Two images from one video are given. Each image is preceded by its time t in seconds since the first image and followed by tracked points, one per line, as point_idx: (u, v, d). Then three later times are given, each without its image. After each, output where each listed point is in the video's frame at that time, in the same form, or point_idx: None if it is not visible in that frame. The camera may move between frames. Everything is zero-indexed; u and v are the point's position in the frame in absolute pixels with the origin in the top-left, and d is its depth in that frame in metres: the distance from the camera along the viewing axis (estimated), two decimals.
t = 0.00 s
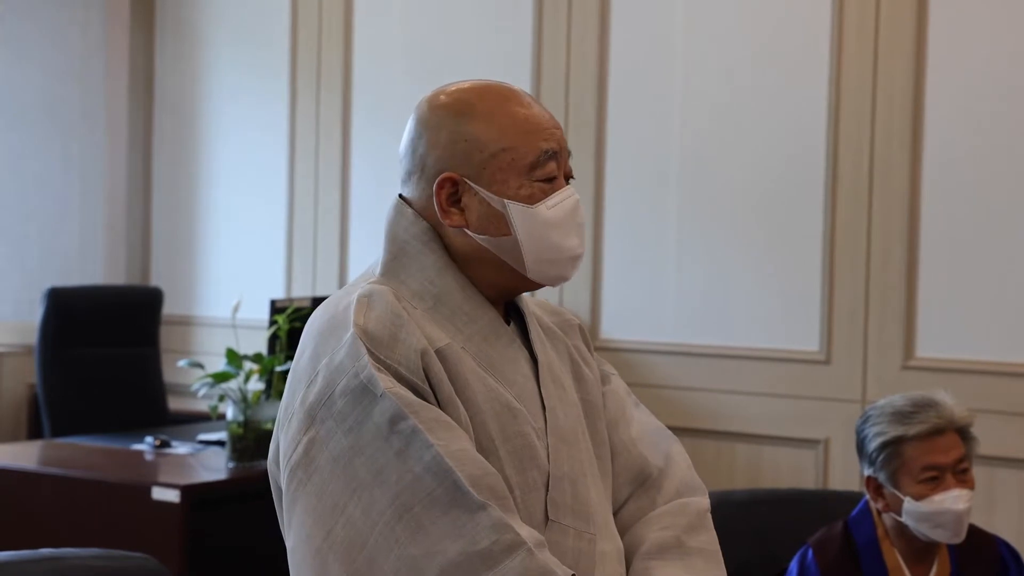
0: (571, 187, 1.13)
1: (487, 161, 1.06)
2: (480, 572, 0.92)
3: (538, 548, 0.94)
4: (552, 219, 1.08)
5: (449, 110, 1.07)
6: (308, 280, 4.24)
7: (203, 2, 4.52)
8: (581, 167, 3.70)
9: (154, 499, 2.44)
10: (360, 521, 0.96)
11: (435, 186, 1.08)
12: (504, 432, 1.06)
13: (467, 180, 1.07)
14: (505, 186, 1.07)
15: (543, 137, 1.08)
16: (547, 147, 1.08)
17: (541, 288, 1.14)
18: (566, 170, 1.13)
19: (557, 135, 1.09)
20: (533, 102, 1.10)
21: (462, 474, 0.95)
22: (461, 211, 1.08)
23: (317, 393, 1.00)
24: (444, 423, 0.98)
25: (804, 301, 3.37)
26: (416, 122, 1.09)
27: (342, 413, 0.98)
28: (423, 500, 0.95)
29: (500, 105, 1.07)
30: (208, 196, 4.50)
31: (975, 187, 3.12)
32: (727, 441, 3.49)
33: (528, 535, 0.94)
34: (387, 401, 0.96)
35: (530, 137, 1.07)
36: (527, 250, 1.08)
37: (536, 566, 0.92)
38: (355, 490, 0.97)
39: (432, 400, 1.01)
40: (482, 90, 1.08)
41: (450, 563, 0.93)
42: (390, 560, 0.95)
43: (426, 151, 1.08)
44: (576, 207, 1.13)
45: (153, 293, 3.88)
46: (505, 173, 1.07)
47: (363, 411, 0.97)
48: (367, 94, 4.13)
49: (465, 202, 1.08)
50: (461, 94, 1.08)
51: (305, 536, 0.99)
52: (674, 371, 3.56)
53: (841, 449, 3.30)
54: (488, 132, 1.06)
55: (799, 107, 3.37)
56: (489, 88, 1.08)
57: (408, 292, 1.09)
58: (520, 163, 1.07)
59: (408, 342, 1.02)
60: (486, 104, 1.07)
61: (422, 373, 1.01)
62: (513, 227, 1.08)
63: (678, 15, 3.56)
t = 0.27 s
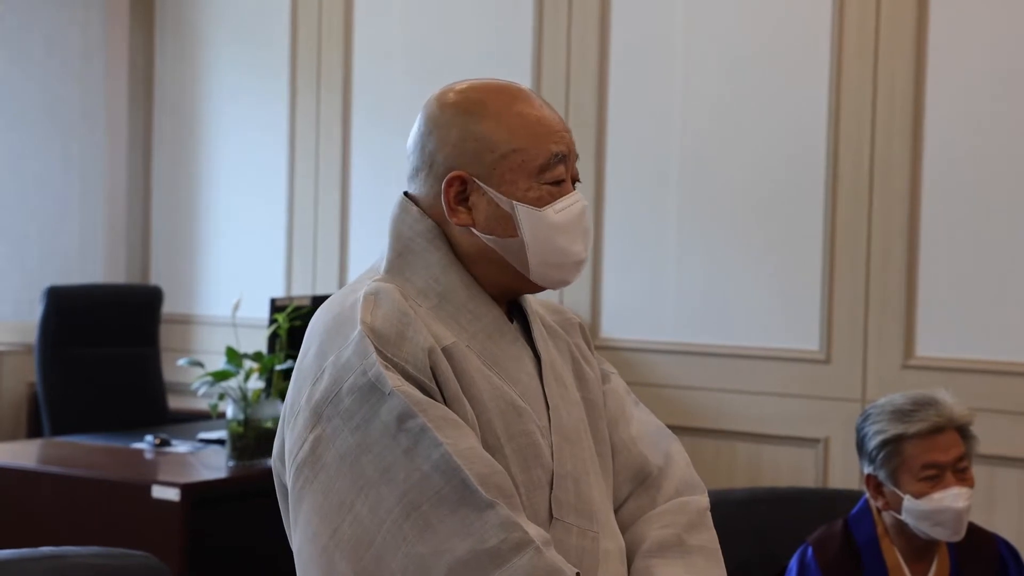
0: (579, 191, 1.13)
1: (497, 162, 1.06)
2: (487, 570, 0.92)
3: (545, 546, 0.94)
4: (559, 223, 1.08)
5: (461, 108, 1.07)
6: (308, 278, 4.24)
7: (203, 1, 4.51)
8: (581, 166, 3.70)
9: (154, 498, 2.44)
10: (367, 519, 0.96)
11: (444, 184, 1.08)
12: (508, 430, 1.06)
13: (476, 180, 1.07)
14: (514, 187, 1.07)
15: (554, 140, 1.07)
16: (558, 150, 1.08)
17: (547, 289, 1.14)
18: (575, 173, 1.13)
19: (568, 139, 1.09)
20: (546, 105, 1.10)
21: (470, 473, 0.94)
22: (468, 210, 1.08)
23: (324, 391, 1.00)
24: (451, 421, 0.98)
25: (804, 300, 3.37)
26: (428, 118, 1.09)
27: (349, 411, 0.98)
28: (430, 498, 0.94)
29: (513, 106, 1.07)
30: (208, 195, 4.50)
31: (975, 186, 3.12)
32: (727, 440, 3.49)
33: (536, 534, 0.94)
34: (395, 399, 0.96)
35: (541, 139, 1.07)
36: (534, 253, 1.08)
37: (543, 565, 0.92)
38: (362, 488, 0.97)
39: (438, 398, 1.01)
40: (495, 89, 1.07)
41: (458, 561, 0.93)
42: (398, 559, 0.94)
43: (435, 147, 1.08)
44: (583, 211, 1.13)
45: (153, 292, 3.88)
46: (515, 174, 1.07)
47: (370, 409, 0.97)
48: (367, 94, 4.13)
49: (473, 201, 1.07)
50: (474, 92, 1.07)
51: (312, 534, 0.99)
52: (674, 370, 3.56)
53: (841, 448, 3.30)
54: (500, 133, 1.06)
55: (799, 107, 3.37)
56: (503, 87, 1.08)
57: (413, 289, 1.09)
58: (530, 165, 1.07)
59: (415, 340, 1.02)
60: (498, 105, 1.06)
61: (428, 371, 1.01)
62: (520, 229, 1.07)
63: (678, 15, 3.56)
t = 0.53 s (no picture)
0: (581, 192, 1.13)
1: (500, 162, 1.06)
2: (489, 569, 0.92)
3: (547, 546, 0.94)
4: (562, 224, 1.08)
5: (465, 108, 1.07)
6: (308, 276, 4.24)
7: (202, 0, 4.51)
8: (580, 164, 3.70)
9: (153, 496, 2.44)
10: (368, 519, 0.96)
11: (447, 183, 1.07)
12: (509, 429, 1.06)
13: (479, 179, 1.07)
14: (517, 188, 1.07)
15: (558, 141, 1.07)
16: (561, 151, 1.08)
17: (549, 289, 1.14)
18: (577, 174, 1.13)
19: (572, 140, 1.08)
20: (550, 105, 1.10)
21: (472, 472, 0.95)
22: (471, 210, 1.08)
23: (325, 389, 1.00)
24: (453, 420, 0.98)
25: (803, 298, 3.37)
26: (432, 117, 1.09)
27: (351, 410, 0.98)
28: (432, 498, 0.94)
29: (517, 106, 1.06)
30: (207, 193, 4.50)
31: (975, 183, 3.12)
32: (726, 437, 3.49)
33: (538, 533, 0.94)
34: (397, 398, 0.96)
35: (545, 140, 1.06)
36: (536, 254, 1.08)
37: (545, 564, 0.92)
38: (363, 487, 0.97)
39: (439, 397, 1.01)
40: (500, 89, 1.07)
41: (460, 560, 0.93)
42: (400, 558, 0.94)
43: (439, 146, 1.08)
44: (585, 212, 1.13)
45: (153, 290, 3.88)
46: (518, 175, 1.06)
47: (372, 409, 0.97)
48: (366, 93, 4.12)
49: (475, 201, 1.07)
50: (478, 92, 1.07)
51: (312, 533, 0.99)
52: (673, 367, 3.56)
53: (840, 446, 3.30)
54: (504, 133, 1.06)
55: (798, 105, 3.37)
56: (507, 87, 1.07)
57: (413, 288, 1.09)
58: (534, 165, 1.07)
59: (417, 339, 1.02)
60: (502, 105, 1.06)
61: (430, 371, 1.01)
62: (522, 229, 1.07)
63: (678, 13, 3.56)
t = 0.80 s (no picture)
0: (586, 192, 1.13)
1: (506, 161, 1.06)
2: (490, 570, 0.92)
3: (548, 548, 0.94)
4: (566, 224, 1.08)
5: (471, 107, 1.07)
6: (308, 275, 4.24)
7: None
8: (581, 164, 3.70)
9: (155, 494, 2.44)
10: (370, 518, 0.96)
11: (452, 182, 1.08)
12: (512, 430, 1.06)
13: (484, 178, 1.07)
14: (522, 187, 1.07)
15: (564, 141, 1.07)
16: (567, 151, 1.08)
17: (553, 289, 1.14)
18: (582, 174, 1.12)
19: (578, 140, 1.08)
20: (557, 105, 1.10)
21: (474, 474, 0.95)
22: (476, 209, 1.08)
23: (328, 388, 1.00)
24: (456, 421, 0.98)
25: (803, 297, 3.37)
26: (438, 116, 1.09)
27: (354, 409, 0.98)
28: (435, 499, 0.94)
29: (524, 106, 1.06)
30: (208, 192, 4.50)
31: (976, 183, 3.12)
32: (727, 436, 3.49)
33: (539, 535, 0.94)
34: (400, 398, 0.96)
35: (551, 139, 1.06)
36: (540, 253, 1.08)
37: (547, 566, 0.92)
38: (366, 487, 0.97)
39: (443, 398, 1.01)
40: (506, 88, 1.07)
41: (461, 561, 0.93)
42: (401, 558, 0.94)
43: (444, 145, 1.08)
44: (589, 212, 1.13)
45: (153, 289, 3.88)
46: (523, 174, 1.06)
47: (375, 408, 0.97)
48: (367, 93, 4.12)
49: (480, 200, 1.07)
50: (484, 90, 1.07)
51: (314, 531, 0.99)
52: (673, 366, 3.56)
53: (841, 446, 3.30)
54: (509, 132, 1.06)
55: (799, 104, 3.37)
56: (513, 87, 1.07)
57: (416, 287, 1.09)
58: (539, 165, 1.07)
59: (421, 339, 1.02)
60: (509, 104, 1.06)
61: (433, 371, 1.01)
62: (526, 229, 1.07)
63: (678, 12, 3.56)
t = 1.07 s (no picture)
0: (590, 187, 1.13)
1: (512, 155, 1.06)
2: (490, 564, 0.92)
3: (549, 542, 0.94)
4: (572, 219, 1.08)
5: (478, 100, 1.07)
6: (309, 272, 4.24)
7: None
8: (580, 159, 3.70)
9: (157, 491, 2.44)
10: (371, 511, 0.96)
11: (458, 175, 1.08)
12: (513, 423, 1.06)
13: (490, 172, 1.07)
14: (528, 181, 1.07)
15: (570, 136, 1.07)
16: (573, 146, 1.08)
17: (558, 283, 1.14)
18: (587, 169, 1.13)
19: (584, 135, 1.08)
20: (563, 101, 1.10)
21: (475, 468, 0.95)
22: (480, 202, 1.08)
23: (330, 381, 1.00)
24: (457, 415, 0.98)
25: (804, 290, 3.37)
26: (444, 109, 1.09)
27: (356, 402, 0.98)
28: (435, 492, 0.94)
29: (531, 100, 1.06)
30: (207, 189, 4.50)
31: (976, 175, 3.12)
32: (728, 430, 3.49)
33: (540, 528, 0.94)
34: (402, 392, 0.97)
35: (557, 134, 1.06)
36: (544, 248, 1.08)
37: (548, 560, 0.92)
38: (367, 480, 0.97)
39: (445, 392, 1.01)
40: (513, 82, 1.07)
41: (461, 555, 0.93)
42: (402, 551, 0.94)
43: (450, 138, 1.08)
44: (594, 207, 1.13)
45: (153, 286, 3.88)
46: (529, 168, 1.06)
47: (377, 402, 0.97)
48: (366, 90, 4.12)
49: (486, 193, 1.07)
50: (491, 84, 1.07)
51: (315, 524, 0.99)
52: (674, 360, 3.56)
53: (841, 439, 3.31)
54: (516, 126, 1.06)
55: (799, 97, 3.37)
56: (520, 81, 1.07)
57: (419, 280, 1.09)
58: (545, 159, 1.07)
59: (423, 333, 1.02)
60: (515, 98, 1.06)
61: (435, 364, 1.01)
62: (532, 224, 1.07)
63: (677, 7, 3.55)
